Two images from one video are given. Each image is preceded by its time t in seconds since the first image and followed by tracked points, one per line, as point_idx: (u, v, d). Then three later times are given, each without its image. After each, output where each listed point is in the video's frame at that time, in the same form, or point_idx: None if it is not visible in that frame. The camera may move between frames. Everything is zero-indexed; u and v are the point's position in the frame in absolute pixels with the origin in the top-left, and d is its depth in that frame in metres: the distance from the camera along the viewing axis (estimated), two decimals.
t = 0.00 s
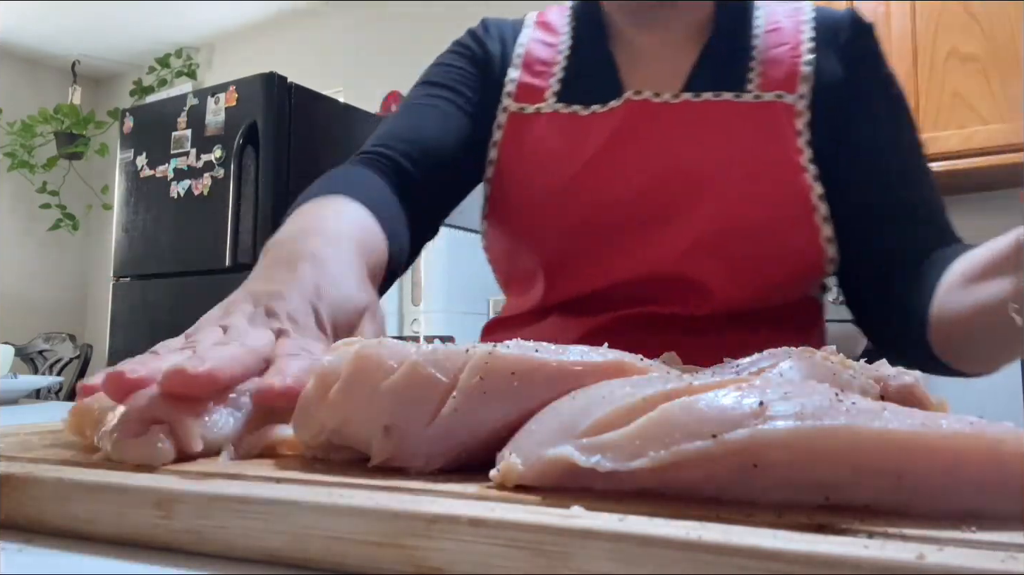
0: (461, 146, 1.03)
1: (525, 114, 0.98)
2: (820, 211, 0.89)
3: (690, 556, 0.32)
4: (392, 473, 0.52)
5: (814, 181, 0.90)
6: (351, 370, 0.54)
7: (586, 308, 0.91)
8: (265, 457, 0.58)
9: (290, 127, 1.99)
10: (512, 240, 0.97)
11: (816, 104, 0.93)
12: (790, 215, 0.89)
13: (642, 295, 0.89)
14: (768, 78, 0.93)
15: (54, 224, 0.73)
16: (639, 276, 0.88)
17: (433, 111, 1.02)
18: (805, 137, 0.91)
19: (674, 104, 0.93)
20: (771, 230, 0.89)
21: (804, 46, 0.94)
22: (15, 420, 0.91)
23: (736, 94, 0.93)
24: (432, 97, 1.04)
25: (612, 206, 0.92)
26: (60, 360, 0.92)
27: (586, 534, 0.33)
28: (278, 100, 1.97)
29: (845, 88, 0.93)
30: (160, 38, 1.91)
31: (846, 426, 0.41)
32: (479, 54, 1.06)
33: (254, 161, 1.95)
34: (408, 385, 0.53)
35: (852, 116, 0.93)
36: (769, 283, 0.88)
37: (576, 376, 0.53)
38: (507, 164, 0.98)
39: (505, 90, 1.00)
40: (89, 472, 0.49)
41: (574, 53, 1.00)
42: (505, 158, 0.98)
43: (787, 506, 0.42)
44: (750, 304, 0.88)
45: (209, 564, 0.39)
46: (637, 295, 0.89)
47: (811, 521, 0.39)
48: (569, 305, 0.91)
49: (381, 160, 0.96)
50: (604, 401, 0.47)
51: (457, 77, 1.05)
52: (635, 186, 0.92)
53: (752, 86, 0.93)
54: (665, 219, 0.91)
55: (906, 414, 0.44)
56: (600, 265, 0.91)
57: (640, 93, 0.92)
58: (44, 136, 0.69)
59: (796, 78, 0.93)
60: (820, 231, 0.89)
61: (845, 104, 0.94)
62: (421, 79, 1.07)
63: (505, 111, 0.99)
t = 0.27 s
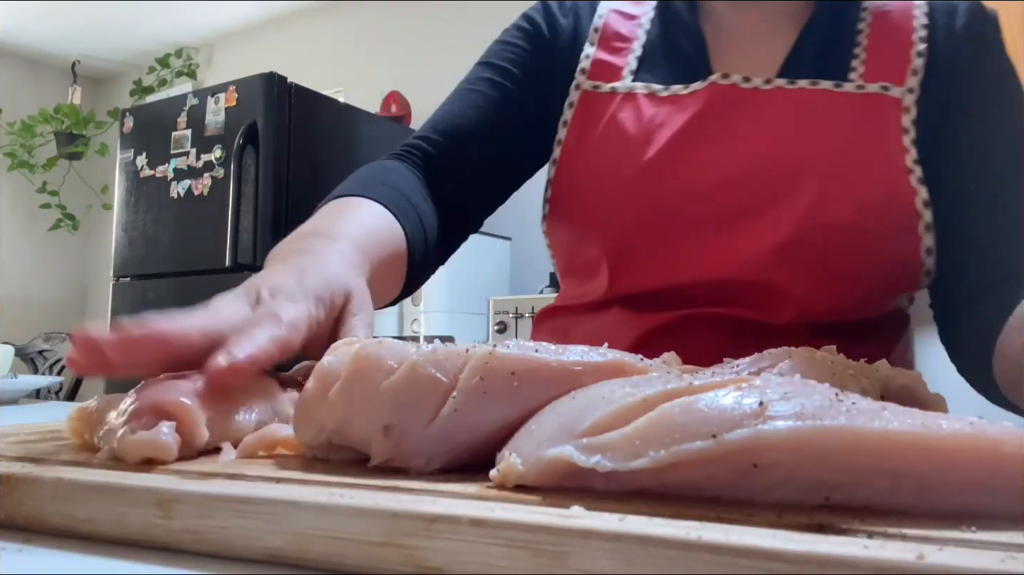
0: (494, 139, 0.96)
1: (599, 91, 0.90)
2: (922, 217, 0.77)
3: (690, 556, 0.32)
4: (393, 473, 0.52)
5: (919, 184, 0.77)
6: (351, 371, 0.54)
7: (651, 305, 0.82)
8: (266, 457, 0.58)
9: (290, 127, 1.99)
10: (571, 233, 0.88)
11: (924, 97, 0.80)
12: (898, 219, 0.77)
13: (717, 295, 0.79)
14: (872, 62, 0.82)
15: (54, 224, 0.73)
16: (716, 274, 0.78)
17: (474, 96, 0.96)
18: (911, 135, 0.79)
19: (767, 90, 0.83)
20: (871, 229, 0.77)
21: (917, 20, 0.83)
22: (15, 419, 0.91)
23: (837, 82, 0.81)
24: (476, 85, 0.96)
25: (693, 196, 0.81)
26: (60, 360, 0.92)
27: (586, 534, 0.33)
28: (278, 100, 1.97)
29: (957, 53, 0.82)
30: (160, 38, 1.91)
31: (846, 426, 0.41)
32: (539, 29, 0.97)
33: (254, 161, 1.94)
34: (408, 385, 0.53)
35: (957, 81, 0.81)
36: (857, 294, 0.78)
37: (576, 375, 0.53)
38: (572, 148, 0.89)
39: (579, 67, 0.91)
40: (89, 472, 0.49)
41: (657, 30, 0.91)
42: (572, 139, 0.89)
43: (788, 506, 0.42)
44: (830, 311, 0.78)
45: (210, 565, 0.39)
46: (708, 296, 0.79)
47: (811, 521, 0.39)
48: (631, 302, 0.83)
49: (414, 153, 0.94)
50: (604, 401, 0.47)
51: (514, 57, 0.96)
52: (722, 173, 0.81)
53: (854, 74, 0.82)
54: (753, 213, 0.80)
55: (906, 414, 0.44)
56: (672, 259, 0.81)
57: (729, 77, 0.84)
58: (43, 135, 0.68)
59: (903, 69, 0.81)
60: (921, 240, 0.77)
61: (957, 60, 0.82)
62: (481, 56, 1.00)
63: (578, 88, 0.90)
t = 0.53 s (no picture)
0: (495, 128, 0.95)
1: (623, 77, 0.88)
2: (960, 219, 0.75)
3: (689, 556, 0.32)
4: (393, 473, 0.52)
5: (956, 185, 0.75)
6: (351, 371, 0.54)
7: (670, 298, 0.81)
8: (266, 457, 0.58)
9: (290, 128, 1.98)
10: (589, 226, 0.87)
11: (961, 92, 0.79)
12: (932, 219, 0.75)
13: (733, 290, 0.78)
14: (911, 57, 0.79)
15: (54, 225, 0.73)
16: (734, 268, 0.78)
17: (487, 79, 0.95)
18: (947, 135, 0.76)
19: (799, 80, 0.81)
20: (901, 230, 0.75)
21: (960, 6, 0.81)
22: (15, 419, 0.91)
23: (871, 76, 0.79)
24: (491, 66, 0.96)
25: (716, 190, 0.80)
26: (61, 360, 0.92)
27: (585, 534, 0.33)
28: (278, 101, 1.96)
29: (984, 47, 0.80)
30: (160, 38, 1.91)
31: (846, 426, 0.41)
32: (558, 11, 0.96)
33: (254, 161, 1.93)
34: (408, 385, 0.53)
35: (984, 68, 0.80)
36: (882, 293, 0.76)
37: (576, 376, 0.53)
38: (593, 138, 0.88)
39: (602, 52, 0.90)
40: (89, 472, 0.49)
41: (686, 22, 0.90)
42: (592, 130, 0.88)
43: (788, 506, 0.42)
44: (853, 310, 0.77)
45: (209, 564, 0.39)
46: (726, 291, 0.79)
47: (811, 521, 0.39)
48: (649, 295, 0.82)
49: (424, 126, 0.94)
50: (604, 401, 0.47)
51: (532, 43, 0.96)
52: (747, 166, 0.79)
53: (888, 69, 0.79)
54: (779, 209, 0.78)
55: (906, 414, 0.44)
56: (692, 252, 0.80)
57: (759, 67, 0.81)
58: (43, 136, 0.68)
59: (940, 69, 0.79)
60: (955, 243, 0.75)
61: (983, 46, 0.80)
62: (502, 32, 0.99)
63: (601, 73, 0.89)
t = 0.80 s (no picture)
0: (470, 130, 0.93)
1: (600, 78, 0.88)
2: (944, 211, 0.76)
3: (689, 556, 0.32)
4: (393, 473, 0.52)
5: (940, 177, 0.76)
6: (351, 371, 0.54)
7: (655, 301, 0.79)
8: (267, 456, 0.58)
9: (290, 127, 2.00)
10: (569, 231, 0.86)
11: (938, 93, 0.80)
12: (917, 211, 0.75)
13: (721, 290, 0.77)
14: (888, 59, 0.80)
15: (54, 224, 0.73)
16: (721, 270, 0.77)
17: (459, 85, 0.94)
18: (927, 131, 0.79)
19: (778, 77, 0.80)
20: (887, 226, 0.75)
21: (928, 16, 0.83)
22: (14, 419, 0.90)
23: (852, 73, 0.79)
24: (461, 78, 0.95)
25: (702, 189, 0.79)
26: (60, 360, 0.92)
27: (585, 534, 0.33)
28: (279, 101, 1.97)
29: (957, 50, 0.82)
30: (161, 38, 1.91)
31: (846, 426, 0.41)
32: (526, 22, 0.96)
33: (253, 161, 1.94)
34: (408, 385, 0.53)
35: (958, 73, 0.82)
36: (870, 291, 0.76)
37: (576, 376, 0.53)
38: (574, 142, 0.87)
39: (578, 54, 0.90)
40: (90, 471, 0.49)
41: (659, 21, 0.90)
42: (573, 133, 0.88)
43: (787, 506, 0.42)
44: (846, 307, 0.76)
45: (209, 565, 0.39)
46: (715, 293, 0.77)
47: (811, 521, 0.39)
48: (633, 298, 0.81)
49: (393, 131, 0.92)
50: (604, 401, 0.47)
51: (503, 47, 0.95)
52: (731, 166, 0.79)
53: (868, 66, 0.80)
54: (765, 207, 0.78)
55: (906, 414, 0.44)
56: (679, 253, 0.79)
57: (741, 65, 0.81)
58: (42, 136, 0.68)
59: (917, 65, 0.80)
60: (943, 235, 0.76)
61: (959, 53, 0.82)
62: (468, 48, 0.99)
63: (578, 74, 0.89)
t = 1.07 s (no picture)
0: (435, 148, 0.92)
1: (548, 78, 0.87)
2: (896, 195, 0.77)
3: (689, 557, 0.32)
4: (393, 472, 0.52)
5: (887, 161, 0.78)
6: (351, 371, 0.54)
7: (611, 300, 0.79)
8: (267, 457, 0.58)
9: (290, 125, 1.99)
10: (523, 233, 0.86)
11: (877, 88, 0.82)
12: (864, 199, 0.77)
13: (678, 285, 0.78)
14: (827, 48, 0.81)
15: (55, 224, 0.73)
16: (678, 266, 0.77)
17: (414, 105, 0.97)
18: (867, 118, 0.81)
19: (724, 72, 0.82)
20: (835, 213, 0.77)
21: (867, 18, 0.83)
22: (15, 419, 0.90)
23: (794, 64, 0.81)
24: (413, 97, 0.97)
25: (654, 185, 0.80)
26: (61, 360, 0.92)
27: (585, 534, 0.33)
28: (279, 100, 1.98)
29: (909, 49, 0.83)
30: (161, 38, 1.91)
31: (846, 425, 0.41)
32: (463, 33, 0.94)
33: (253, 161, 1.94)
34: (408, 385, 0.53)
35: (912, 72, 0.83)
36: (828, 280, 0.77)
37: (575, 376, 0.53)
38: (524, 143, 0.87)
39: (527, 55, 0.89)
40: (90, 471, 0.49)
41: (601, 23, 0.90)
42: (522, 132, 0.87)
43: (787, 506, 0.42)
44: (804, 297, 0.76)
45: (209, 564, 0.39)
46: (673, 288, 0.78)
47: (811, 521, 0.39)
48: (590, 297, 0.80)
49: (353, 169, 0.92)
50: (604, 401, 0.47)
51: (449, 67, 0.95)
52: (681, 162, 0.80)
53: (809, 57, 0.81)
54: (716, 200, 0.79)
55: (906, 413, 0.44)
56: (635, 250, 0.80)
57: (687, 61, 0.82)
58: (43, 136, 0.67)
59: (858, 53, 0.82)
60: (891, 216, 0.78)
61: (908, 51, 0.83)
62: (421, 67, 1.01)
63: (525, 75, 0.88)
